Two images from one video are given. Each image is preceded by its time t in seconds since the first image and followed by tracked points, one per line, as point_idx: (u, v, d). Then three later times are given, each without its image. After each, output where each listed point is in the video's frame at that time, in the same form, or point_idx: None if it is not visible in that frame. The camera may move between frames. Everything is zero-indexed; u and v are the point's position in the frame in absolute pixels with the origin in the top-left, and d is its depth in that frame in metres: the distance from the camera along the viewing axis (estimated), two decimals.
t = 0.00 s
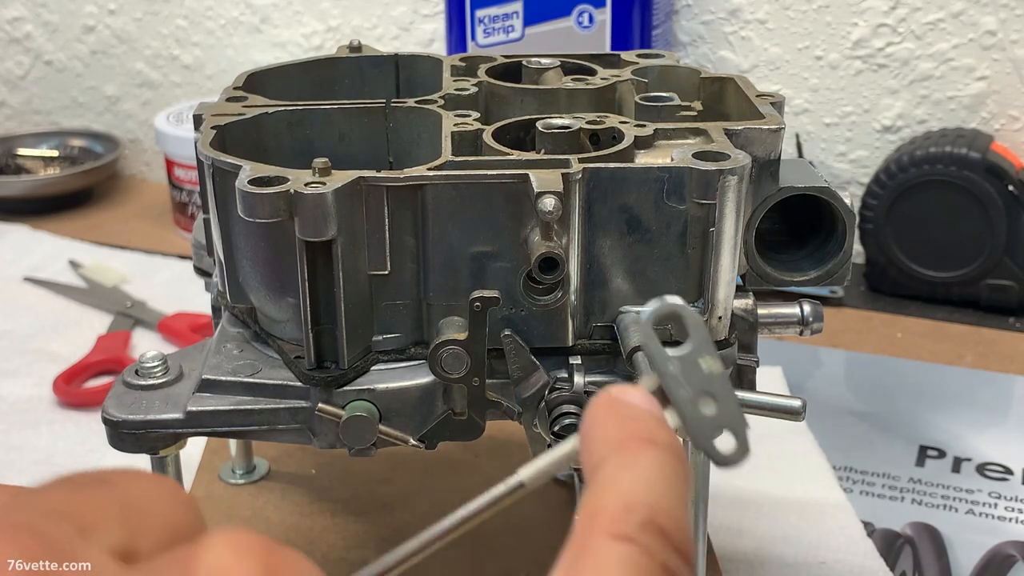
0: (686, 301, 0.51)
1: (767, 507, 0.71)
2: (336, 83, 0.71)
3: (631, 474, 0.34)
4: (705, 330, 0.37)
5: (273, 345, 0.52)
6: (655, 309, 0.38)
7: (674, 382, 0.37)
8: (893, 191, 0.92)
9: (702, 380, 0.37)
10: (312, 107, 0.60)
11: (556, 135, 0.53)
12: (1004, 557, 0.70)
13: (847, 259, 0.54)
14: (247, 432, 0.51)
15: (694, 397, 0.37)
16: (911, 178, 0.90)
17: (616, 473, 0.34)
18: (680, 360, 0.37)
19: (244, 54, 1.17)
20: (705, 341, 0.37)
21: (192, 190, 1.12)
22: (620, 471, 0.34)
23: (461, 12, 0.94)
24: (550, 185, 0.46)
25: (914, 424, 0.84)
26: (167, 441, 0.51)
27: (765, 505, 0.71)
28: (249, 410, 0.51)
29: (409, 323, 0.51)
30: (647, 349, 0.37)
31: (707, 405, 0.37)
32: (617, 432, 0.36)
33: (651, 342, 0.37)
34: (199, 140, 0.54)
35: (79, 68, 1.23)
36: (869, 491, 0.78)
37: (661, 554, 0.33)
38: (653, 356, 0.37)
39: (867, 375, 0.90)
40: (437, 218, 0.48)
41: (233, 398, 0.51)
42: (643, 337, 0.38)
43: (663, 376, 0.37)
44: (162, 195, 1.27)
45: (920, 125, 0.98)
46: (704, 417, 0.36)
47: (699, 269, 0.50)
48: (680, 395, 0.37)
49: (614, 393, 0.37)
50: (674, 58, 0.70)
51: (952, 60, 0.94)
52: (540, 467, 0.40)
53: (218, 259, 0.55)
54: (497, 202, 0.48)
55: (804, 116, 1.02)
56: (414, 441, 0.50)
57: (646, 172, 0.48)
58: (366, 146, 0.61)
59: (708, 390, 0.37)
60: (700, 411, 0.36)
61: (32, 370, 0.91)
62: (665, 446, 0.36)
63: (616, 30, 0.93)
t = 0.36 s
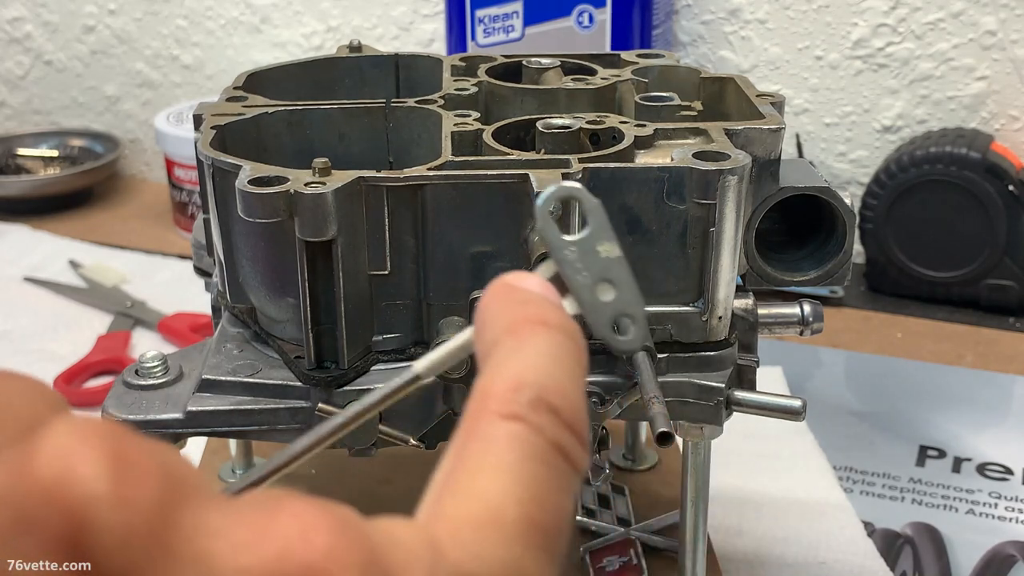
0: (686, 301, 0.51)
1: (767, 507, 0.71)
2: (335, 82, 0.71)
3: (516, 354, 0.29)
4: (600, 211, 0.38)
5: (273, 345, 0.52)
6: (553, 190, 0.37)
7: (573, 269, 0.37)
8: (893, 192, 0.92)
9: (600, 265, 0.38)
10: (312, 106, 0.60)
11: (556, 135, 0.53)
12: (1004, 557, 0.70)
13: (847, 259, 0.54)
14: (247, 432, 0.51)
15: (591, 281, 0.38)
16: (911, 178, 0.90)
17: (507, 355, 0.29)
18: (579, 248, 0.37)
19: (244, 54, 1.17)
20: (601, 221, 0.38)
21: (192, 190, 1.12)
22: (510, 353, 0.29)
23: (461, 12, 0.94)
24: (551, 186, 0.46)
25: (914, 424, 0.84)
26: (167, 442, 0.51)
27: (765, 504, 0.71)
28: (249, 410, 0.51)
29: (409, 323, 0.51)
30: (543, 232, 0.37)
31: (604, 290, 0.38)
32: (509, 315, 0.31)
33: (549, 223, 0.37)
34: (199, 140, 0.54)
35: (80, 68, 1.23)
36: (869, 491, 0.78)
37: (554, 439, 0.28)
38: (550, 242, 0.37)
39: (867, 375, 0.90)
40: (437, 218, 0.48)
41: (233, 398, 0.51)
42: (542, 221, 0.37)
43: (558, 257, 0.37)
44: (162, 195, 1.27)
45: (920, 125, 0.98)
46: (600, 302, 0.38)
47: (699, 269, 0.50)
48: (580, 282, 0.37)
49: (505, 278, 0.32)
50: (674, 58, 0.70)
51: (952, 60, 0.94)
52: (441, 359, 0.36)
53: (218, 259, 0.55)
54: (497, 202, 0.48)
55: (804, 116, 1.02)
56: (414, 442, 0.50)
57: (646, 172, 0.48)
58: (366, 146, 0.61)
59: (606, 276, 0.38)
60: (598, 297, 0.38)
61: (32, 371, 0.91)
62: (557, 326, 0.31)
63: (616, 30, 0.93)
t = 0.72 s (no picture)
0: (687, 302, 0.51)
1: (768, 507, 0.70)
2: (335, 82, 0.70)
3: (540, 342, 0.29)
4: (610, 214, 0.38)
5: (273, 345, 0.52)
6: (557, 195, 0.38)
7: (579, 271, 0.37)
8: (893, 192, 0.92)
9: (608, 267, 0.37)
10: (312, 106, 0.60)
11: (556, 135, 0.52)
12: (1005, 558, 0.70)
13: (847, 258, 0.54)
14: (246, 433, 0.51)
15: (597, 282, 0.37)
16: (912, 178, 0.90)
17: (532, 334, 0.30)
18: (587, 250, 0.37)
19: (244, 54, 1.16)
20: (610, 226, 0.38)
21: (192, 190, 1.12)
22: (536, 332, 0.30)
23: (461, 12, 0.94)
24: (551, 185, 0.46)
25: (914, 424, 0.84)
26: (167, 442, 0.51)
27: (765, 505, 0.71)
28: (248, 411, 0.50)
29: (409, 323, 0.51)
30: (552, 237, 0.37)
31: (613, 293, 0.37)
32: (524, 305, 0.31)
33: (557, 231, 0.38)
34: (198, 140, 0.54)
35: (79, 68, 1.23)
36: (869, 491, 0.78)
37: (584, 410, 0.28)
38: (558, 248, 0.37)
39: (869, 376, 0.89)
40: (437, 218, 0.48)
41: (233, 399, 0.51)
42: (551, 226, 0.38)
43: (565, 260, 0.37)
44: (162, 195, 1.27)
45: (920, 125, 0.98)
46: (609, 305, 0.37)
47: (700, 269, 0.50)
48: (586, 284, 0.37)
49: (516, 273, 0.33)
50: (674, 58, 0.70)
51: (952, 60, 0.94)
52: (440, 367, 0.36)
53: (217, 259, 0.55)
54: (497, 202, 0.48)
55: (804, 116, 1.02)
56: (414, 442, 0.49)
57: (646, 172, 0.48)
58: (365, 146, 0.61)
59: (616, 279, 0.37)
60: (607, 299, 0.37)
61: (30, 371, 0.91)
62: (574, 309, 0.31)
63: (617, 30, 0.93)
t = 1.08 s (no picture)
0: (686, 301, 0.51)
1: (766, 507, 0.71)
2: (335, 82, 0.71)
3: None
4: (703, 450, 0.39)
5: (273, 345, 0.52)
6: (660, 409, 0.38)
7: (655, 493, 0.39)
8: (892, 192, 0.92)
9: (682, 498, 0.39)
10: (312, 106, 0.60)
11: (556, 135, 0.53)
12: (1004, 557, 0.70)
13: (847, 259, 0.54)
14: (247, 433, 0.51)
15: (670, 512, 0.39)
16: (911, 178, 0.90)
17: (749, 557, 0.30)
18: (667, 470, 0.39)
19: (244, 54, 1.17)
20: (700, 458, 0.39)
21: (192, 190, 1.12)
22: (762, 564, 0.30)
23: (461, 12, 0.94)
24: (551, 186, 0.46)
25: (914, 424, 0.84)
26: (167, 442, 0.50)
27: (764, 504, 0.71)
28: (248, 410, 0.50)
29: (409, 323, 0.51)
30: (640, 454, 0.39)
31: (676, 521, 0.39)
32: None
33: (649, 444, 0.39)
34: (199, 140, 0.54)
35: (79, 68, 1.23)
36: (869, 491, 0.78)
37: None
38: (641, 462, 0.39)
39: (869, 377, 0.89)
40: (437, 218, 0.48)
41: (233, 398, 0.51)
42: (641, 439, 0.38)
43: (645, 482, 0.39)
44: (162, 195, 1.27)
45: (920, 125, 0.98)
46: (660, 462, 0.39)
47: (699, 269, 0.50)
48: (656, 507, 0.39)
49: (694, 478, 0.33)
50: (674, 58, 0.70)
51: (952, 59, 0.94)
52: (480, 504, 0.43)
53: (218, 259, 0.55)
54: (497, 202, 0.48)
55: (804, 116, 1.02)
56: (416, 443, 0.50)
57: (646, 172, 0.48)
58: (366, 147, 0.61)
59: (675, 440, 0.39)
60: (669, 527, 0.39)
61: (31, 371, 0.91)
62: None
63: (616, 30, 0.93)
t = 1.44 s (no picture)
0: (686, 301, 0.51)
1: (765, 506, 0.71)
2: (336, 82, 0.71)
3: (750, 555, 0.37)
4: (657, 400, 0.37)
5: (273, 345, 0.52)
6: (608, 365, 0.37)
7: (610, 444, 0.36)
8: (892, 191, 0.92)
9: (639, 450, 0.36)
10: (312, 106, 0.60)
11: (556, 135, 0.53)
12: (1004, 557, 0.70)
13: (847, 258, 0.54)
14: (247, 432, 0.51)
15: (627, 464, 0.36)
16: (911, 178, 0.90)
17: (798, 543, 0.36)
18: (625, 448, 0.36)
19: (244, 54, 1.17)
20: (654, 411, 0.37)
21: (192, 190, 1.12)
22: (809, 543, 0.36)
23: (461, 12, 0.94)
24: (551, 185, 0.46)
25: (914, 424, 0.84)
26: (167, 442, 0.50)
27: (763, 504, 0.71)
28: (248, 410, 0.50)
29: (409, 323, 0.51)
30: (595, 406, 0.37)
31: (635, 476, 0.36)
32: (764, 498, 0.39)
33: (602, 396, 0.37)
34: (199, 140, 0.54)
35: (79, 68, 1.23)
36: (869, 491, 0.78)
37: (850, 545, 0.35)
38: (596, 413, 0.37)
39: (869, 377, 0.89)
40: (437, 218, 0.48)
41: (233, 398, 0.51)
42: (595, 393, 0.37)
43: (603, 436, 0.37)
44: (162, 195, 1.27)
45: (920, 125, 0.98)
46: (621, 485, 0.36)
47: (699, 269, 0.50)
48: (611, 459, 0.36)
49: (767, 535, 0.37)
50: (674, 58, 0.70)
51: (951, 59, 0.94)
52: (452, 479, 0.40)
53: (218, 259, 0.55)
54: (497, 202, 0.48)
55: (804, 116, 1.02)
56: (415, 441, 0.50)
57: (646, 172, 0.48)
58: (366, 147, 0.61)
59: (641, 463, 0.36)
60: (626, 481, 0.36)
61: (32, 371, 0.91)
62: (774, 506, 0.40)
63: (616, 30, 0.93)
